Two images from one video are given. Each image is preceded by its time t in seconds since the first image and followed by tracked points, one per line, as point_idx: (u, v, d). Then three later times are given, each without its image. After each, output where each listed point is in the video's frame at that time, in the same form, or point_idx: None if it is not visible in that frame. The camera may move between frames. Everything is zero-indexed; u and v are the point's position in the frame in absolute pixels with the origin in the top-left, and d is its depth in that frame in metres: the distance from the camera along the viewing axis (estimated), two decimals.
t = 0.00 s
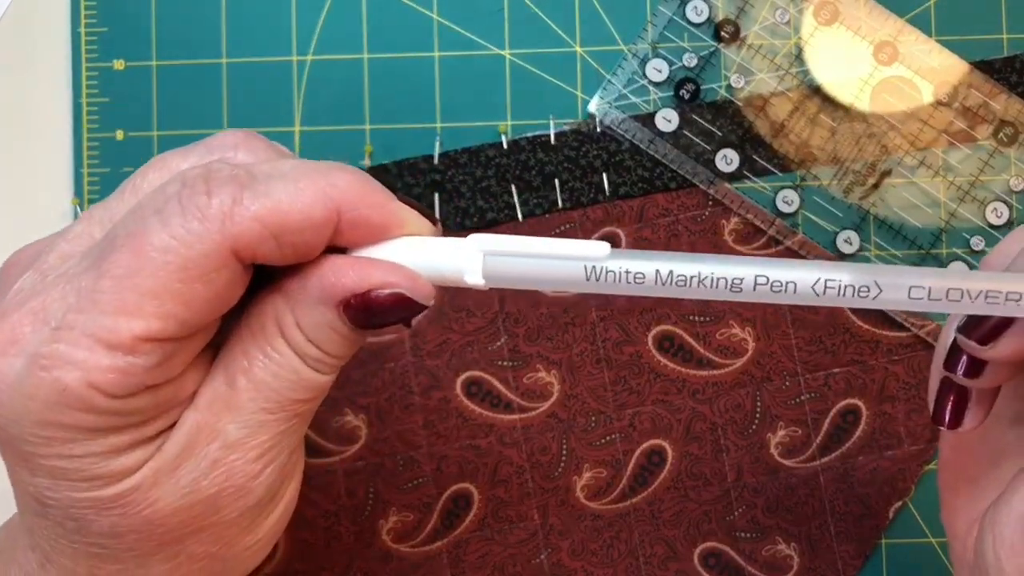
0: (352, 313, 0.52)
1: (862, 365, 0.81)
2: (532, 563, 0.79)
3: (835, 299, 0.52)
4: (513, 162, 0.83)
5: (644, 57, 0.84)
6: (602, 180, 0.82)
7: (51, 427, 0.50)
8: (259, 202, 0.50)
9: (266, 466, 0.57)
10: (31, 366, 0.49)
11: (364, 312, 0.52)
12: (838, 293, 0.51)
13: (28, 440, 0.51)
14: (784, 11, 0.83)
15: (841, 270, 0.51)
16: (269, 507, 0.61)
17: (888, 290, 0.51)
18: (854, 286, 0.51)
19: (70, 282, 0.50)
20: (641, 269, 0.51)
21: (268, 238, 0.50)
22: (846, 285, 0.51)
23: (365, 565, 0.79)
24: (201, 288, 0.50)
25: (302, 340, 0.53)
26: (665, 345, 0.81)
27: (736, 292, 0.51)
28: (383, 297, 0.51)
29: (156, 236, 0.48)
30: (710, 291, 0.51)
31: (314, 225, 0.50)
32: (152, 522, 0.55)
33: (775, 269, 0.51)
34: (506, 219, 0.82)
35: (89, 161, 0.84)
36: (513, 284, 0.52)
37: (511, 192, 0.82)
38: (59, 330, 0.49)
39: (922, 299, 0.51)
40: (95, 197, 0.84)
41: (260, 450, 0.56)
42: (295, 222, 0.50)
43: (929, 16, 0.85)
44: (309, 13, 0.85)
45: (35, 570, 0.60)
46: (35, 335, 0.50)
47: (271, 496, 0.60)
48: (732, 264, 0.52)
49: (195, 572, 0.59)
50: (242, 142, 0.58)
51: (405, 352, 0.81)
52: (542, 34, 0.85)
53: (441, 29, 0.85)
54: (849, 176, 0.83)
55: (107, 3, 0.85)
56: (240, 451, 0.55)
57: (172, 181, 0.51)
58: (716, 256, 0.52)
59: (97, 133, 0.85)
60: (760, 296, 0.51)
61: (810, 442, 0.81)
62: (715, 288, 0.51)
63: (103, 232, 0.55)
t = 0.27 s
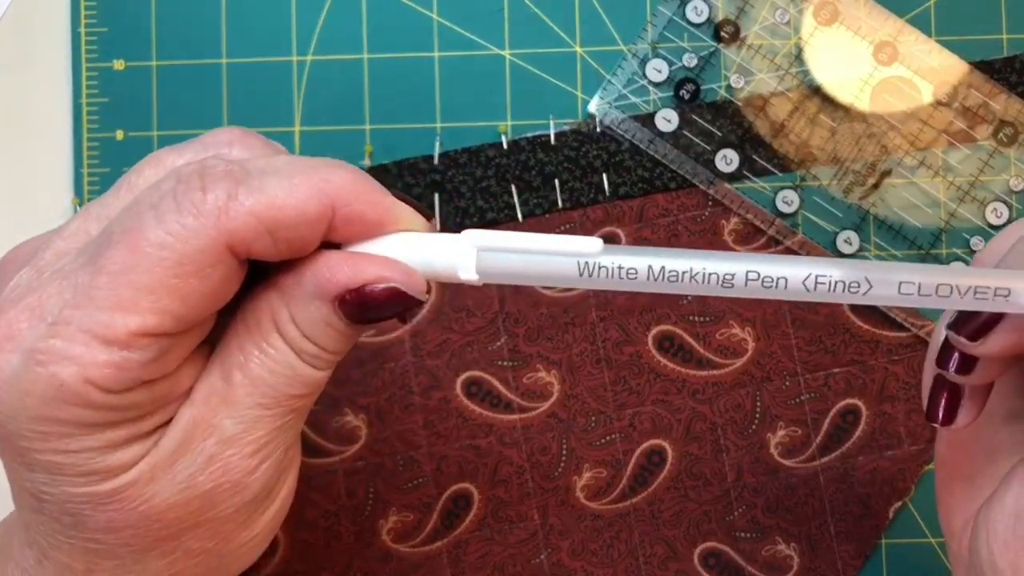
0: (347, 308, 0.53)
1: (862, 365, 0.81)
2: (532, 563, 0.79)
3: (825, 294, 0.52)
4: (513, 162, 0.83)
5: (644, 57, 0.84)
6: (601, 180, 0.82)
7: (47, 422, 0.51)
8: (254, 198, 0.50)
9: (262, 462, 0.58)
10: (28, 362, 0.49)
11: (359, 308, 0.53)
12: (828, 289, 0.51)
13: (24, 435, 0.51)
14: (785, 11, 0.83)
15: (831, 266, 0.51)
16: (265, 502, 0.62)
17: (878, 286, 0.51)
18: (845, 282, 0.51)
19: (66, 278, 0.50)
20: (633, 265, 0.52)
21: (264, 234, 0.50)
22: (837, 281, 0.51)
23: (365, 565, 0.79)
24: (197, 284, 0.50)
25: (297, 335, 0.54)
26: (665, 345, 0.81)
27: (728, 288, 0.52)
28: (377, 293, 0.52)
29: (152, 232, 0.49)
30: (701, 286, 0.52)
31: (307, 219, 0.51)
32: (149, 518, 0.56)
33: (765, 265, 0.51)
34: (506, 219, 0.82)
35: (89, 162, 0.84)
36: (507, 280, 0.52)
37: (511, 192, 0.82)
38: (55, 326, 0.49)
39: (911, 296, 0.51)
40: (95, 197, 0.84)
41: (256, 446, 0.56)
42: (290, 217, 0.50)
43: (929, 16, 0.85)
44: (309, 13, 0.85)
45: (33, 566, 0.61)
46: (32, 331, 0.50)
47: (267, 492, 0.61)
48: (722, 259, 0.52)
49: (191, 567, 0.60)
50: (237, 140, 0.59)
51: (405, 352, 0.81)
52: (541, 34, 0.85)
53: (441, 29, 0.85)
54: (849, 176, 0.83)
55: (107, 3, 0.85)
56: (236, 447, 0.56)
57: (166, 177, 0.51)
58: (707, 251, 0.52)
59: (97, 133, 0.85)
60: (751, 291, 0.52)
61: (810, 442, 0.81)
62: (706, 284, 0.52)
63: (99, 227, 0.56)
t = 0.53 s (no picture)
0: (349, 302, 0.53)
1: (862, 365, 0.81)
2: (532, 563, 0.79)
3: (817, 292, 0.52)
4: (513, 162, 0.83)
5: (643, 57, 0.84)
6: (602, 180, 0.82)
7: (53, 415, 0.51)
8: (257, 192, 0.50)
9: (265, 455, 0.58)
10: (33, 355, 0.50)
11: (362, 302, 0.53)
12: (820, 287, 0.52)
13: (30, 428, 0.52)
14: (784, 11, 0.83)
15: (822, 265, 0.52)
16: (268, 496, 0.62)
17: (868, 285, 0.52)
18: (837, 280, 0.52)
19: (71, 273, 0.50)
20: (630, 262, 0.52)
21: (267, 228, 0.50)
22: (829, 279, 0.52)
23: (365, 564, 0.79)
24: (201, 278, 0.50)
25: (300, 329, 0.54)
26: (665, 345, 0.81)
27: (723, 285, 0.52)
28: (379, 286, 0.52)
29: (156, 226, 0.49)
30: (696, 283, 0.52)
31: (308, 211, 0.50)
32: (154, 510, 0.56)
33: (759, 262, 0.52)
34: (506, 219, 0.82)
35: (89, 162, 0.84)
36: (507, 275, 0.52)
37: (511, 192, 0.82)
38: (61, 320, 0.50)
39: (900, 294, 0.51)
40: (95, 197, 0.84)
41: (260, 439, 0.57)
42: (293, 212, 0.50)
43: (929, 16, 0.85)
44: (309, 13, 0.85)
45: (37, 560, 0.62)
46: (38, 325, 0.50)
47: (271, 484, 0.61)
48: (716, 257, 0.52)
49: (195, 560, 0.61)
50: (239, 135, 0.59)
51: (405, 352, 0.80)
52: (542, 34, 0.85)
53: (441, 29, 0.85)
54: (849, 176, 0.83)
55: (107, 3, 0.85)
56: (240, 440, 0.56)
57: (170, 173, 0.51)
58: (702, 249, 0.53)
59: (97, 133, 0.85)
60: (745, 288, 0.52)
61: (810, 442, 0.81)
62: (701, 281, 0.52)
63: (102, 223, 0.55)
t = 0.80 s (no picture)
0: (354, 294, 0.53)
1: (862, 365, 0.81)
2: (532, 563, 0.79)
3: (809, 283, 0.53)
4: (514, 162, 0.83)
5: (643, 57, 0.84)
6: (602, 180, 0.82)
7: (63, 404, 0.52)
8: (264, 185, 0.50)
9: (271, 446, 0.58)
10: (44, 345, 0.51)
11: (366, 293, 0.53)
12: (813, 277, 0.52)
13: (39, 417, 0.52)
14: (784, 11, 0.83)
15: (814, 255, 0.52)
16: (273, 487, 0.63)
17: (859, 275, 0.52)
18: (828, 270, 0.52)
19: (81, 264, 0.51)
20: (628, 254, 0.52)
21: (274, 221, 0.51)
22: (821, 270, 0.52)
23: (365, 564, 0.79)
24: (209, 268, 0.50)
25: (304, 321, 0.55)
26: (665, 345, 0.81)
27: (717, 276, 0.52)
28: (383, 278, 0.52)
29: (165, 218, 0.49)
30: (691, 274, 0.52)
31: (316, 208, 0.51)
32: (161, 500, 0.57)
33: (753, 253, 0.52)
34: (506, 219, 0.82)
35: (90, 161, 0.84)
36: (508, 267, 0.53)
37: (511, 192, 0.82)
38: (72, 309, 0.50)
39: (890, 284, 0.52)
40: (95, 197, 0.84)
41: (265, 429, 0.57)
42: (300, 205, 0.50)
43: (929, 16, 0.85)
44: (309, 13, 0.86)
45: (42, 552, 0.62)
46: (49, 314, 0.51)
47: (276, 475, 0.62)
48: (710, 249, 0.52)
49: (200, 551, 0.61)
50: (245, 130, 0.59)
51: (405, 352, 0.81)
52: (541, 34, 0.85)
53: (441, 29, 0.85)
54: (849, 176, 0.83)
55: (107, 3, 0.85)
56: (245, 430, 0.56)
57: (177, 167, 0.52)
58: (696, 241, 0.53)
59: (97, 133, 0.85)
60: (739, 279, 0.52)
61: (810, 441, 0.81)
62: (697, 272, 0.52)
63: (111, 216, 0.56)
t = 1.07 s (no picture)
0: (359, 291, 0.54)
1: (862, 365, 0.81)
2: (532, 563, 0.79)
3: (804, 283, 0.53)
4: (514, 162, 0.83)
5: (643, 57, 0.84)
6: (602, 180, 0.82)
7: (76, 396, 0.52)
8: (273, 184, 0.51)
9: (277, 441, 0.59)
10: (58, 338, 0.51)
11: (370, 290, 0.53)
12: (807, 277, 0.53)
13: (52, 410, 0.53)
14: (784, 12, 0.84)
15: (808, 255, 0.52)
16: (278, 483, 0.63)
17: (852, 275, 0.53)
18: (822, 270, 0.53)
19: (93, 260, 0.52)
20: (624, 253, 0.53)
21: (283, 219, 0.51)
22: (815, 269, 0.53)
23: (365, 564, 0.79)
24: (219, 262, 0.51)
25: (311, 318, 0.55)
26: (665, 345, 0.81)
27: (713, 276, 0.53)
28: (388, 275, 0.52)
29: (177, 214, 0.50)
30: (687, 273, 0.53)
31: (326, 210, 0.52)
32: (170, 492, 0.57)
33: (749, 253, 0.52)
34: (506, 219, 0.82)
35: (90, 162, 0.84)
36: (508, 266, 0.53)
37: (511, 192, 0.82)
38: (84, 304, 0.51)
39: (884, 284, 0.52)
40: (95, 197, 0.84)
41: (271, 425, 0.58)
42: (308, 203, 0.51)
43: (929, 16, 0.85)
44: (309, 13, 0.86)
45: (53, 548, 0.62)
46: (62, 308, 0.52)
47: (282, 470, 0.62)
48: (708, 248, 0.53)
49: (206, 545, 0.62)
50: (255, 131, 0.59)
51: (405, 352, 0.81)
52: (541, 34, 0.85)
53: (441, 29, 0.85)
54: (848, 176, 0.83)
55: (107, 3, 0.86)
56: (252, 425, 0.57)
57: (188, 165, 0.52)
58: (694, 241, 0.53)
59: (97, 133, 0.85)
60: (735, 279, 0.53)
61: (809, 441, 0.81)
62: (692, 271, 0.53)
63: (123, 215, 0.56)
